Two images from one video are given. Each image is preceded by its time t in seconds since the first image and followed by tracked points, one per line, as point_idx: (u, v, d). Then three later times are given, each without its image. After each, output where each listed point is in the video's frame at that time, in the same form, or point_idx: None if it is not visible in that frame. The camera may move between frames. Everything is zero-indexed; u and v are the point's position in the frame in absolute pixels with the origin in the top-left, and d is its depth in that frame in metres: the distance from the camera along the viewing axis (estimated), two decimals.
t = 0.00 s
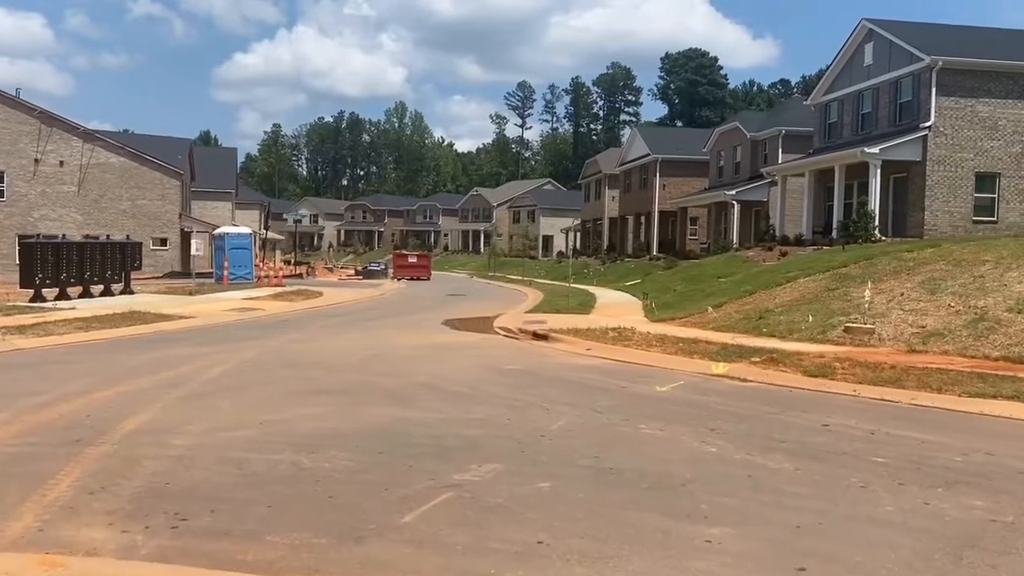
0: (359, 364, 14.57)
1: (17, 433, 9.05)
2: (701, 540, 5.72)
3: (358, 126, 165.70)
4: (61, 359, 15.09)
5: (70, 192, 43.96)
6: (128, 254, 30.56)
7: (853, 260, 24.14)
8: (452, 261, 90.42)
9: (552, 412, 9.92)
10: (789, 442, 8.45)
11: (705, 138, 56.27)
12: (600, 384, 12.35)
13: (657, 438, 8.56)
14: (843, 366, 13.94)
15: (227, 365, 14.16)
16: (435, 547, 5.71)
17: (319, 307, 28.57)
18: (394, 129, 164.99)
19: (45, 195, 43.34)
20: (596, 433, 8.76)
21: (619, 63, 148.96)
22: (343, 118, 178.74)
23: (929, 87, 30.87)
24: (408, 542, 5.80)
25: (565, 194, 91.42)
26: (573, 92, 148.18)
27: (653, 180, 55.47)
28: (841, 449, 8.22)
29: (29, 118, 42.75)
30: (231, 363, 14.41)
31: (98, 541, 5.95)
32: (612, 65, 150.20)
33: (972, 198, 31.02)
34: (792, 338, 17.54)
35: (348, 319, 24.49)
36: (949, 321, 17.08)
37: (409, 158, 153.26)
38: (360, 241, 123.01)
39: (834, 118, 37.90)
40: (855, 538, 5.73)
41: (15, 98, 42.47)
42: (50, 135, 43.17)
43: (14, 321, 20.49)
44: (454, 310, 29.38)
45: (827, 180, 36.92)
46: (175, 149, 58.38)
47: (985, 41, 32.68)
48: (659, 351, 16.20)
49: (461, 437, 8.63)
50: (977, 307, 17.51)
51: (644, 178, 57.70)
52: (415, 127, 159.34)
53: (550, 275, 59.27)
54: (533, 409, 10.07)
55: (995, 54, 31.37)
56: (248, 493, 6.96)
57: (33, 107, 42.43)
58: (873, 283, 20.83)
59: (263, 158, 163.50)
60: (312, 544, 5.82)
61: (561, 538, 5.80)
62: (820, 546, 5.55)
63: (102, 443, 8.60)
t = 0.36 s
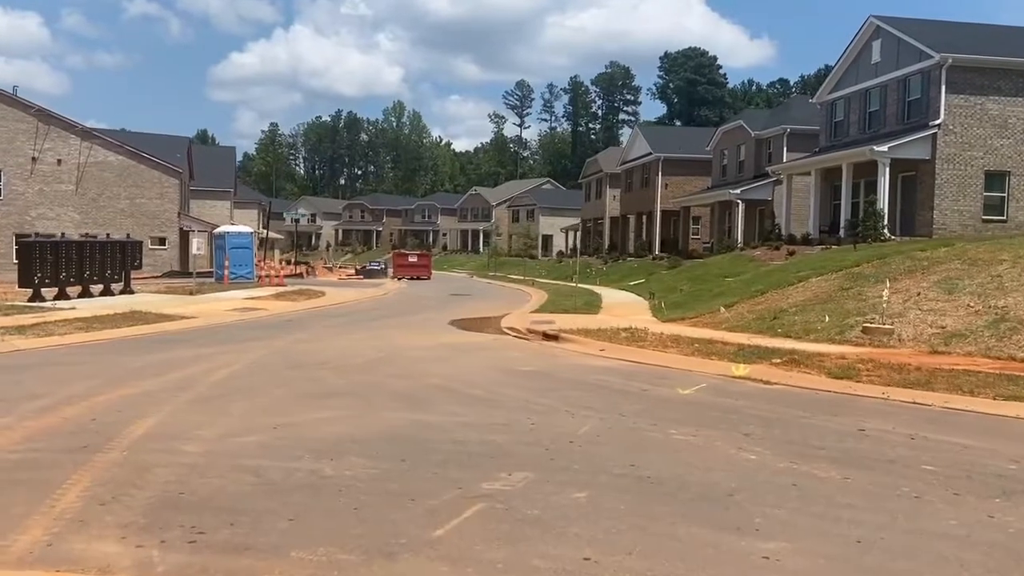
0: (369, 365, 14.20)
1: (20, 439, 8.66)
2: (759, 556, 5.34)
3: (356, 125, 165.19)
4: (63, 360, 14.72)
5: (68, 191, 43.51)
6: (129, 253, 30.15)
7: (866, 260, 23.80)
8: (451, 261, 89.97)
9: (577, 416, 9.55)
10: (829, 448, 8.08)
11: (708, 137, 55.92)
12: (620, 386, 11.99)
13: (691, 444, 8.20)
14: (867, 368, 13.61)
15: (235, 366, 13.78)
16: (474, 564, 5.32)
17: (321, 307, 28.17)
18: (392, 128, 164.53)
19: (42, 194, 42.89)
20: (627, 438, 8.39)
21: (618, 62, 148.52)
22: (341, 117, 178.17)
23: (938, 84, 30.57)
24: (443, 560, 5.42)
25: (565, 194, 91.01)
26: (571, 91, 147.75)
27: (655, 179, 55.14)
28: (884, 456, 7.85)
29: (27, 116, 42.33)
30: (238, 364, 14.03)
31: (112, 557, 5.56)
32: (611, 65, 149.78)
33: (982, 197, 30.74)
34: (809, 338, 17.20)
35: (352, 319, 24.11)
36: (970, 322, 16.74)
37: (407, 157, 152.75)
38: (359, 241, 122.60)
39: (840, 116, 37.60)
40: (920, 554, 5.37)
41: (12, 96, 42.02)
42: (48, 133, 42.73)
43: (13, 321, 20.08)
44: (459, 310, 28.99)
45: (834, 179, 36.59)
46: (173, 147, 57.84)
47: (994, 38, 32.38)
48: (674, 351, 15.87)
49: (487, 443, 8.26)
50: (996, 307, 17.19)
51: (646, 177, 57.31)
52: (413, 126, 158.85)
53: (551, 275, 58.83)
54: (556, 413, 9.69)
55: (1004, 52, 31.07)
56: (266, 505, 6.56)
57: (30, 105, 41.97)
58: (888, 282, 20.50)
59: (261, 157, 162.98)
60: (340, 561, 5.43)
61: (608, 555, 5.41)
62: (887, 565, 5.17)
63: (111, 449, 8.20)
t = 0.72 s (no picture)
0: (380, 367, 13.81)
1: (25, 445, 8.27)
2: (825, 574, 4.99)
3: (354, 124, 164.55)
4: (66, 361, 14.33)
5: (65, 189, 43.05)
6: (129, 252, 29.74)
7: (879, 259, 23.45)
8: (450, 260, 89.54)
9: (604, 420, 9.19)
10: (873, 455, 7.74)
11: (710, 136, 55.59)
12: (642, 388, 11.64)
13: (729, 451, 7.84)
14: (893, 369, 13.26)
15: (242, 367, 13.41)
16: None
17: (324, 306, 27.78)
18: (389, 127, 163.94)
19: (40, 192, 42.44)
20: (661, 445, 8.03)
21: (616, 61, 148.05)
22: (338, 116, 177.53)
23: (947, 81, 30.26)
24: None
25: (564, 194, 90.62)
26: (570, 90, 147.27)
27: (657, 177, 54.76)
28: (932, 463, 7.50)
29: (24, 114, 41.87)
30: (246, 366, 13.64)
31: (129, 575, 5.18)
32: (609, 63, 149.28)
33: (991, 195, 30.45)
34: (827, 339, 16.84)
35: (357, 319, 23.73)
36: (991, 321, 16.41)
37: (405, 156, 152.09)
38: (357, 240, 122.08)
39: (847, 114, 37.26)
40: (995, 571, 5.03)
41: (9, 93, 41.55)
42: (45, 131, 42.26)
43: (12, 321, 19.66)
44: (464, 310, 28.61)
45: (840, 177, 36.28)
46: (170, 146, 57.39)
47: (1004, 35, 32.07)
48: (691, 352, 15.52)
49: (515, 450, 7.89)
50: (1017, 307, 16.86)
51: (648, 176, 56.97)
52: (411, 125, 158.28)
53: (552, 275, 58.45)
54: (583, 417, 9.34)
55: (1014, 49, 30.77)
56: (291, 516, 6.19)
57: (27, 102, 41.50)
58: (904, 282, 20.16)
59: (258, 156, 162.35)
60: None
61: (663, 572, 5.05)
62: None
63: (120, 456, 7.82)
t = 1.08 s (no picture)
0: (392, 367, 13.42)
1: (28, 451, 7.86)
2: None
3: (351, 123, 163.84)
4: (67, 361, 13.90)
5: (62, 187, 42.53)
6: (127, 250, 29.29)
7: (891, 257, 23.12)
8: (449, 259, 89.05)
9: (634, 424, 8.82)
10: (922, 460, 7.37)
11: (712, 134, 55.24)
12: (666, 390, 11.26)
13: (771, 457, 7.45)
14: (920, 369, 12.89)
15: (250, 368, 13.02)
16: None
17: (326, 305, 27.34)
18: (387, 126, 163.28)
19: (36, 190, 41.89)
20: (699, 451, 7.64)
21: (614, 61, 147.57)
22: (335, 115, 176.79)
23: (957, 78, 29.96)
24: None
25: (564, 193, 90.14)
26: (568, 89, 146.72)
27: (659, 176, 54.40)
28: (985, 469, 7.14)
29: (20, 111, 41.29)
30: (253, 366, 13.24)
31: None
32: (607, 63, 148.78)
33: (1001, 193, 30.15)
34: (845, 338, 16.47)
35: (362, 318, 23.33)
36: (1013, 321, 16.08)
37: (402, 156, 151.40)
38: (354, 239, 121.39)
39: (853, 111, 36.93)
40: None
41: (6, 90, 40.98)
42: (42, 128, 41.71)
43: (11, 320, 19.20)
44: (469, 309, 28.19)
45: (847, 175, 35.94)
46: (168, 143, 56.84)
47: (1013, 31, 31.78)
48: (709, 352, 15.15)
49: (546, 455, 7.52)
50: None
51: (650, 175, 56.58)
52: (408, 124, 157.63)
53: (553, 274, 57.98)
54: (611, 420, 8.96)
55: None
56: (317, 529, 5.80)
57: (24, 99, 40.94)
58: (920, 280, 19.82)
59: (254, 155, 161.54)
60: None
61: None
62: None
63: (130, 462, 7.42)
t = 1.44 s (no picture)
0: (402, 368, 13.07)
1: (31, 455, 7.48)
2: None
3: (347, 122, 163.13)
4: (67, 361, 13.52)
5: (58, 185, 42.03)
6: (125, 249, 28.86)
7: (902, 255, 22.84)
8: (447, 259, 88.58)
9: (663, 426, 8.48)
10: (970, 466, 7.05)
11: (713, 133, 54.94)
12: (687, 391, 10.94)
13: (811, 462, 7.13)
14: (944, 369, 12.58)
15: (256, 368, 12.66)
16: None
17: (327, 305, 26.94)
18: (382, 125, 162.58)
19: (31, 189, 41.36)
20: (736, 455, 7.31)
21: (611, 60, 147.03)
22: (330, 114, 175.98)
23: (964, 75, 29.70)
24: None
25: (561, 193, 89.77)
26: (564, 88, 146.20)
27: (659, 175, 54.10)
28: None
29: (15, 108, 40.68)
30: (259, 366, 12.88)
31: None
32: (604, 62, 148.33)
33: (1008, 192, 29.90)
34: (861, 338, 16.15)
35: (366, 317, 23.00)
36: None
37: (398, 155, 150.79)
38: (350, 239, 120.73)
39: (857, 110, 36.65)
40: None
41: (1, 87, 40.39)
42: (37, 126, 41.18)
43: (8, 320, 18.79)
44: (472, 308, 27.82)
45: (851, 174, 35.66)
46: (164, 141, 56.38)
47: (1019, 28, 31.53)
48: (725, 352, 14.84)
49: (577, 460, 7.18)
50: None
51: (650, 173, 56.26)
52: (404, 123, 157.00)
53: (553, 273, 57.60)
54: (639, 423, 8.63)
55: None
56: (343, 541, 5.44)
57: (19, 97, 40.36)
58: (933, 279, 19.53)
59: (249, 154, 160.78)
60: None
61: None
62: None
63: (140, 468, 7.06)
